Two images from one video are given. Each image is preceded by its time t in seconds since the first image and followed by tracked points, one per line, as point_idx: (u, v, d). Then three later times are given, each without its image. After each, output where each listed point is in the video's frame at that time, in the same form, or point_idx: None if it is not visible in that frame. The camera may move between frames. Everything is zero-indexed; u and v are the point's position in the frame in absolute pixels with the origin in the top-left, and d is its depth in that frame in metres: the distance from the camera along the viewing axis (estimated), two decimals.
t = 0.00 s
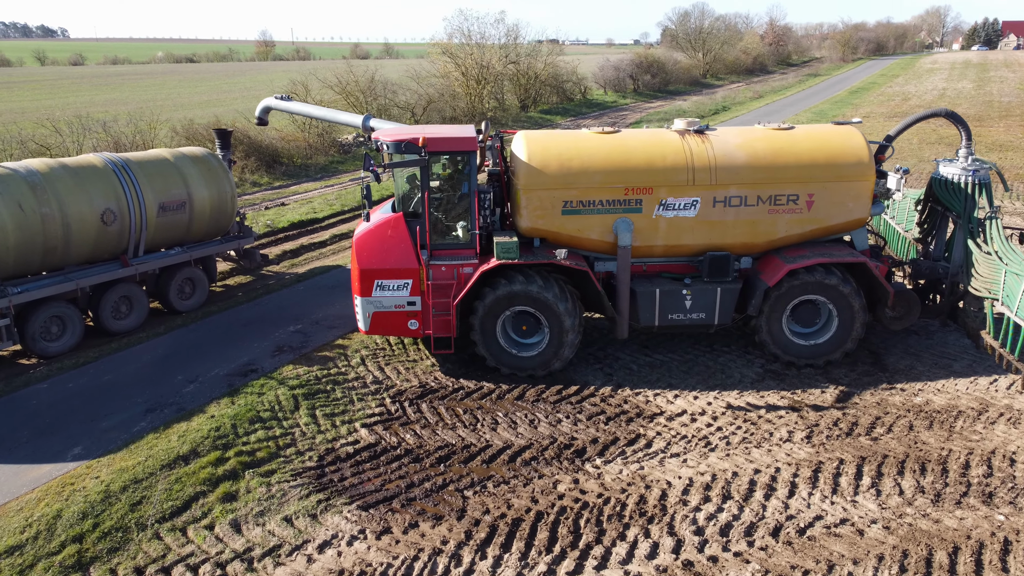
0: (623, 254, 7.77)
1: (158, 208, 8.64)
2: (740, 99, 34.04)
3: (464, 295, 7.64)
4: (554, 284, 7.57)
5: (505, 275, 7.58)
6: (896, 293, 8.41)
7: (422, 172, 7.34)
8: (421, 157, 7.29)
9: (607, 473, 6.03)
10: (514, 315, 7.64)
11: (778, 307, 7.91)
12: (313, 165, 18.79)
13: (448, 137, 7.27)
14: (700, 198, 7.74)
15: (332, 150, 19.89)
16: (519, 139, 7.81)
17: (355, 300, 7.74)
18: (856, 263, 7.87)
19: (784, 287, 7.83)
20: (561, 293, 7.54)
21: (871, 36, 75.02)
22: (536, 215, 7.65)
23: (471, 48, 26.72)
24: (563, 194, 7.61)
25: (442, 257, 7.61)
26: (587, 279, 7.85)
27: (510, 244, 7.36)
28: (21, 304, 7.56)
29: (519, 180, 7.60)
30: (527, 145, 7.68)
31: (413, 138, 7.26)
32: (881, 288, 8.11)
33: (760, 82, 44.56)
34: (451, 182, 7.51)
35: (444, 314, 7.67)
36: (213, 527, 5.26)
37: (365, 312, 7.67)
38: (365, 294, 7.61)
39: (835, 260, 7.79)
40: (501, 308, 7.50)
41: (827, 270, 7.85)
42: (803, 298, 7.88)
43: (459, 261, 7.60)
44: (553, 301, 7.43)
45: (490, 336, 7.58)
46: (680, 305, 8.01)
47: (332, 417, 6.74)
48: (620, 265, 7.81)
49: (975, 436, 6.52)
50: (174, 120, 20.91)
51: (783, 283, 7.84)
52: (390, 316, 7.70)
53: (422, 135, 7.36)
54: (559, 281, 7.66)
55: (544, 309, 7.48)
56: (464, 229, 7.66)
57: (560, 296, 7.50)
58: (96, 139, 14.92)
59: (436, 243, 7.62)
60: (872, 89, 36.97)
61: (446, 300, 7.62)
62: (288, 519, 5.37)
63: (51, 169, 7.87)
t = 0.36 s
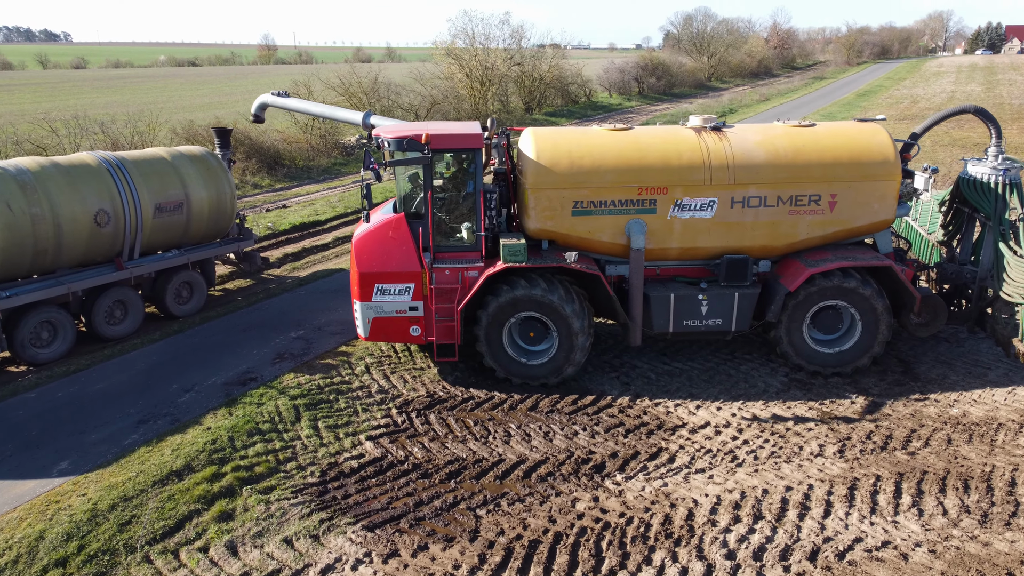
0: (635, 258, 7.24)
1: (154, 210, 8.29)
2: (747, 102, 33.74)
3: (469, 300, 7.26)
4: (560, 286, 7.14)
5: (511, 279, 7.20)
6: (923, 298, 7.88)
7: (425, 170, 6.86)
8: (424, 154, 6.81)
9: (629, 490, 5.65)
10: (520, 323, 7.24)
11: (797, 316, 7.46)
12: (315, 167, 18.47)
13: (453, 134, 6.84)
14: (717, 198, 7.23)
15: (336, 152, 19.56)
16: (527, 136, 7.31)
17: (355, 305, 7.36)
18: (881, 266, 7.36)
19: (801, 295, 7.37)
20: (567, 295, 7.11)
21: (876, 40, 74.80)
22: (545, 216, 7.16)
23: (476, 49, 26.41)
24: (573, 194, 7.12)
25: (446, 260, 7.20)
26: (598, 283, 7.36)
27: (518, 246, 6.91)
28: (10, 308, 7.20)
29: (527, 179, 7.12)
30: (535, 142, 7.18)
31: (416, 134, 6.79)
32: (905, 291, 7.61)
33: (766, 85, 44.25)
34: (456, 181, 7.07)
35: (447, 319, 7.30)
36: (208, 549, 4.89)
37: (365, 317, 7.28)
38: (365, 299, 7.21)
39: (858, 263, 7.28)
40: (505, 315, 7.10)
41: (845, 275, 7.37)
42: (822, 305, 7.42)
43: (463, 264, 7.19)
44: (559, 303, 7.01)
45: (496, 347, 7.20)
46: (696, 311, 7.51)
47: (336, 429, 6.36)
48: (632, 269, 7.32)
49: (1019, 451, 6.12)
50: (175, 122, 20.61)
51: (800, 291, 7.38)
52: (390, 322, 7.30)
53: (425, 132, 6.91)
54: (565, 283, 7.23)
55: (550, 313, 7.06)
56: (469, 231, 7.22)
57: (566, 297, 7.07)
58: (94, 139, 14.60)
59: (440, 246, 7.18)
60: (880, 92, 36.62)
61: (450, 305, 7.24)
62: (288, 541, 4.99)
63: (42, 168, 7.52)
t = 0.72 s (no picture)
0: (637, 256, 7.00)
1: (151, 207, 8.11)
2: (753, 105, 33.52)
3: (465, 299, 7.02)
4: (549, 281, 6.91)
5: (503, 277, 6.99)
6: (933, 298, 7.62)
7: (420, 165, 6.69)
8: (419, 149, 6.64)
9: (639, 497, 5.43)
10: (515, 326, 7.03)
11: (801, 320, 7.24)
12: (318, 168, 18.31)
13: (449, 128, 6.64)
14: (721, 195, 6.98)
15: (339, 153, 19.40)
16: (526, 130, 7.06)
17: (348, 303, 7.13)
18: (891, 266, 7.12)
19: (803, 300, 7.15)
20: (558, 289, 6.88)
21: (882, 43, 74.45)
22: (544, 213, 6.92)
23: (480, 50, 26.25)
24: (573, 190, 6.88)
25: (441, 258, 6.99)
26: (597, 283, 7.13)
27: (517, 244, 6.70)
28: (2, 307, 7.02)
29: (525, 174, 6.89)
30: (534, 136, 6.94)
31: (410, 128, 6.61)
32: (912, 285, 7.35)
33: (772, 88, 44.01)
34: (453, 177, 6.83)
35: (443, 319, 7.04)
36: (200, 557, 4.68)
37: (358, 316, 7.06)
38: (358, 297, 6.99)
39: (864, 263, 7.04)
40: (498, 319, 6.89)
41: (845, 272, 7.13)
42: (827, 306, 7.18)
43: (459, 262, 6.97)
44: (551, 299, 6.78)
45: (495, 354, 6.99)
46: (698, 311, 7.25)
47: (335, 432, 6.16)
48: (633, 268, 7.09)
49: None
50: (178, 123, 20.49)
51: (802, 295, 7.16)
52: (384, 322, 7.09)
53: (420, 126, 6.72)
54: (555, 278, 7.00)
55: (543, 309, 6.83)
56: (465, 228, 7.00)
57: (556, 291, 6.84)
58: (95, 139, 14.46)
59: (435, 243, 6.99)
60: (887, 95, 36.33)
61: (445, 304, 7.00)
62: (283, 548, 4.78)
63: (36, 163, 7.34)
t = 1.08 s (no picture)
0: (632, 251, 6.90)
1: (151, 203, 8.04)
2: (757, 107, 33.42)
3: (457, 294, 6.94)
4: (531, 274, 6.82)
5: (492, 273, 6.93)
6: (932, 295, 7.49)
7: (412, 160, 6.61)
8: (411, 142, 6.54)
9: (642, 495, 5.33)
10: (506, 325, 6.96)
11: (798, 322, 7.15)
12: (321, 169, 18.27)
13: (442, 122, 6.56)
14: (717, 189, 6.88)
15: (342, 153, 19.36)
16: (519, 124, 6.96)
17: (339, 298, 7.05)
18: (889, 261, 7.04)
19: (795, 301, 7.07)
20: (542, 281, 6.78)
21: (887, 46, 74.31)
22: (538, 207, 6.82)
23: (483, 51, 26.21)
24: (567, 184, 6.78)
25: (434, 253, 6.87)
26: (592, 279, 7.01)
27: (510, 239, 6.60)
28: None
29: (518, 168, 6.78)
30: (528, 130, 6.83)
31: (402, 121, 6.51)
32: (905, 275, 7.22)
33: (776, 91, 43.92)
34: (446, 171, 6.76)
35: (435, 314, 6.96)
36: (194, 554, 4.60)
37: (349, 312, 6.97)
38: (350, 293, 6.90)
39: (864, 259, 6.95)
40: (488, 319, 6.82)
41: (832, 269, 7.02)
42: (821, 304, 7.09)
43: (451, 256, 6.86)
44: (535, 292, 6.69)
45: (491, 356, 6.93)
46: (693, 307, 7.14)
47: (334, 429, 6.07)
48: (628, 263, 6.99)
49: None
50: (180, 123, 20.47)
51: (792, 297, 7.08)
52: (375, 317, 6.99)
53: (412, 119, 6.63)
54: (538, 270, 6.90)
55: (529, 303, 6.74)
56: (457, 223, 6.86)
57: (539, 282, 6.75)
58: (97, 138, 14.44)
59: (426, 238, 6.87)
60: (892, 96, 36.18)
61: (437, 299, 6.91)
62: (279, 546, 4.69)
63: (34, 159, 7.28)
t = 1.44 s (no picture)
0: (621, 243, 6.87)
1: (150, 196, 8.03)
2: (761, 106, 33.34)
3: (446, 286, 6.93)
4: (507, 264, 6.81)
5: (473, 266, 6.94)
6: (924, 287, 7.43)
7: (401, 150, 6.55)
8: (400, 132, 6.48)
9: (641, 485, 5.29)
10: (494, 319, 6.95)
11: (788, 318, 7.13)
12: (323, 166, 18.27)
13: (431, 112, 6.50)
14: (707, 180, 6.84)
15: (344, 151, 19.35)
16: (510, 114, 6.92)
17: (328, 289, 7.05)
18: (881, 253, 6.98)
19: (781, 300, 7.08)
20: (520, 269, 6.76)
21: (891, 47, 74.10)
22: (527, 198, 6.78)
23: (485, 50, 26.18)
24: (557, 175, 6.75)
25: (423, 243, 6.84)
26: (581, 270, 7.00)
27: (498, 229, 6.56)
28: None
29: (508, 159, 6.75)
30: (518, 121, 6.80)
31: (391, 111, 6.46)
32: (894, 266, 7.13)
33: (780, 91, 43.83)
34: (435, 161, 6.67)
35: (424, 305, 6.96)
36: (189, 542, 4.57)
37: (338, 302, 6.98)
38: (338, 283, 6.91)
39: (852, 251, 6.89)
40: (474, 313, 6.83)
41: (812, 262, 6.98)
42: (808, 298, 7.06)
43: (441, 247, 6.83)
44: (513, 280, 6.67)
45: (483, 352, 6.92)
46: (683, 299, 7.11)
47: (332, 420, 6.04)
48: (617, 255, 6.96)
49: None
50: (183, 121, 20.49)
51: (778, 296, 7.09)
52: (364, 308, 6.97)
53: (401, 109, 6.57)
54: (522, 261, 6.86)
55: (510, 292, 6.72)
56: (447, 213, 6.83)
57: (515, 271, 6.73)
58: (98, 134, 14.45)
59: (416, 229, 6.84)
60: (896, 96, 36.09)
61: (426, 290, 6.91)
62: (275, 534, 4.67)
63: (33, 150, 7.27)
